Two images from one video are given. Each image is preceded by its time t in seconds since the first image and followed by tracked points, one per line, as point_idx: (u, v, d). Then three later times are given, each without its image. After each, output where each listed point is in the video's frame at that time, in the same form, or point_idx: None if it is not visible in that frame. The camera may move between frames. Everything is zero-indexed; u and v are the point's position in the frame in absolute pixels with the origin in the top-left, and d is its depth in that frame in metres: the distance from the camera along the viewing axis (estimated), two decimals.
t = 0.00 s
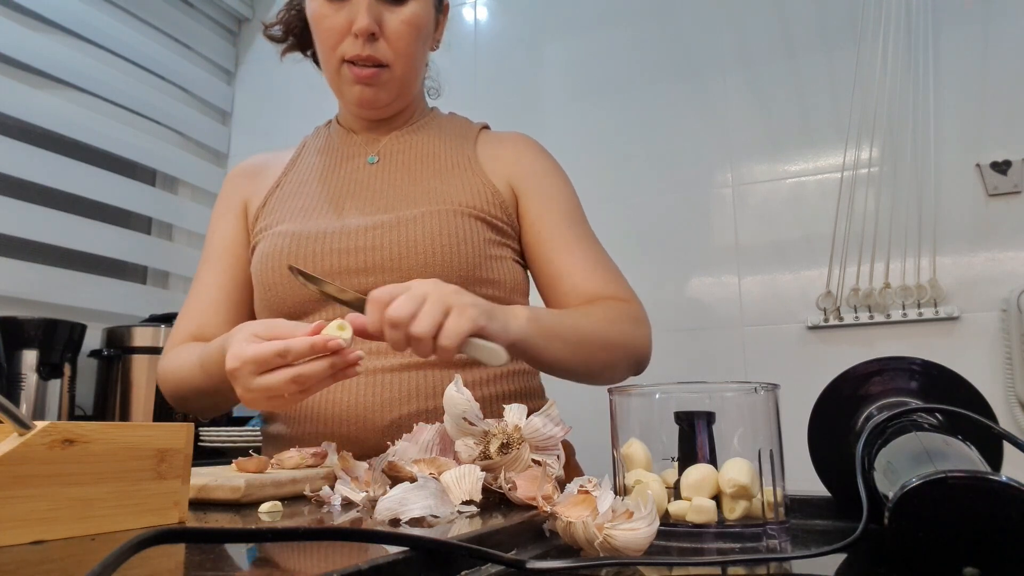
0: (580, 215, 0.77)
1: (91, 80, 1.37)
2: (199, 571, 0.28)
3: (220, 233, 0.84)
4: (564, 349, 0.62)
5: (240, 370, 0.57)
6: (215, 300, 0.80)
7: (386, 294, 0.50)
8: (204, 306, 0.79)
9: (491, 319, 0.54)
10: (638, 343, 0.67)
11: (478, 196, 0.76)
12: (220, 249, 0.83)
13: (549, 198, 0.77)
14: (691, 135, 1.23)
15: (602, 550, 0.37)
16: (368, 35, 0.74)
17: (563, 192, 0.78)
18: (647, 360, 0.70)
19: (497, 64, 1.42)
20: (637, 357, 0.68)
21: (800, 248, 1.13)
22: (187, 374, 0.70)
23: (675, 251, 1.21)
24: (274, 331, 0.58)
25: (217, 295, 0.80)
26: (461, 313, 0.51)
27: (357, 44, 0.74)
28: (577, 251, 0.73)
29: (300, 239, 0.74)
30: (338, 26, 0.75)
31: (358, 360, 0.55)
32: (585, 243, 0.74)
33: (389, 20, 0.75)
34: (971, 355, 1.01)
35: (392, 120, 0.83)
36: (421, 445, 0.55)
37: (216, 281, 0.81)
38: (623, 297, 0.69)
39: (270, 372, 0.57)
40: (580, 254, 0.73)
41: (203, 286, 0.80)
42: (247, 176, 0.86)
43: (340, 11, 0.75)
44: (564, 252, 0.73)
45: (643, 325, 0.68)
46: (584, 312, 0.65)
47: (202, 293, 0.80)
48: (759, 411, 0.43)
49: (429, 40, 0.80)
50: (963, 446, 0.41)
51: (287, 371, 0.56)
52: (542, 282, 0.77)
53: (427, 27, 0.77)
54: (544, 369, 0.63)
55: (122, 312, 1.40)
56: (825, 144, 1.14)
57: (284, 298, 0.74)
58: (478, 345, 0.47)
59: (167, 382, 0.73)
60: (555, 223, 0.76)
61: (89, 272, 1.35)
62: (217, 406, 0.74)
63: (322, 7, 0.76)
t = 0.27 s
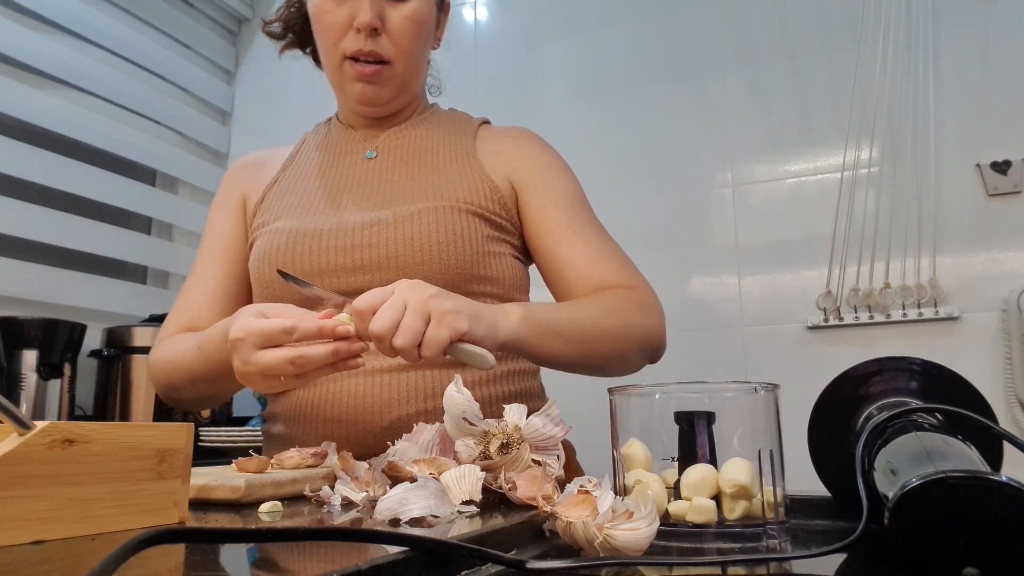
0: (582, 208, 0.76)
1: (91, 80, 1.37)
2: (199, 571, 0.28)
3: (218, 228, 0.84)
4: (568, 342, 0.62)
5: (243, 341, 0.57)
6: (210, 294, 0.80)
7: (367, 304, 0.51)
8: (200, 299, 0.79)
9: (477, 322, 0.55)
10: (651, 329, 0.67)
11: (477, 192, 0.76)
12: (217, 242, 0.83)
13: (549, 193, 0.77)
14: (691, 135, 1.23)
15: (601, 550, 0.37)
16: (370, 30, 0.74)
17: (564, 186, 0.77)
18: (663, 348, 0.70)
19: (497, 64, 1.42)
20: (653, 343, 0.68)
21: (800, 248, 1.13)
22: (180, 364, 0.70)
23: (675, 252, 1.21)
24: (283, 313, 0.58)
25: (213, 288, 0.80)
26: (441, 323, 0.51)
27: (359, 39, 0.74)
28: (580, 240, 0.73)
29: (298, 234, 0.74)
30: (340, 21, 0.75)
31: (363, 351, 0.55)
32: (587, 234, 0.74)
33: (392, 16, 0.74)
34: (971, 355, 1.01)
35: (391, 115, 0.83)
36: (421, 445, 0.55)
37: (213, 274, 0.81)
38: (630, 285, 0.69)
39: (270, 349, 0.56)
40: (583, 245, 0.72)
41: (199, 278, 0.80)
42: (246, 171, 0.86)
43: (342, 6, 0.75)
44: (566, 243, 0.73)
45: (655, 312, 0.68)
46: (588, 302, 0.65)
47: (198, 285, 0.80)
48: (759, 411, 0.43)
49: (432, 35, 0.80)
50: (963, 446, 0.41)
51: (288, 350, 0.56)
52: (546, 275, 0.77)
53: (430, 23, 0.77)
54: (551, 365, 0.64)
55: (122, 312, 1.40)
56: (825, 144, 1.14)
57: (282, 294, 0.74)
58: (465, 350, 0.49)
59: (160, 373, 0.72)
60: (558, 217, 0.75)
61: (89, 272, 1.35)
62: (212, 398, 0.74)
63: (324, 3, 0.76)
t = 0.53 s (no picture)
0: (583, 209, 0.76)
1: (91, 80, 1.37)
2: (198, 571, 0.28)
3: (218, 228, 0.84)
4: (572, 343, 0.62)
5: (238, 321, 0.56)
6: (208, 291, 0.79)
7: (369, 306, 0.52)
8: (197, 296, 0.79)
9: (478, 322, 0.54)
10: (654, 329, 0.67)
11: (477, 194, 0.76)
12: (216, 240, 0.83)
13: (549, 194, 0.76)
14: (691, 135, 1.23)
15: (601, 550, 0.37)
16: (370, 29, 0.74)
17: (565, 187, 0.77)
18: (666, 347, 0.70)
19: (497, 64, 1.42)
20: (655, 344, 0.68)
21: (800, 249, 1.13)
22: (177, 360, 0.70)
23: (675, 252, 1.21)
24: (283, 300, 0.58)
25: (211, 284, 0.80)
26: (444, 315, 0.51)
27: (358, 39, 0.74)
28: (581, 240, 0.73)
29: (298, 236, 0.74)
30: (338, 21, 0.75)
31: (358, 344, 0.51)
32: (588, 236, 0.73)
33: (392, 14, 0.74)
34: (971, 355, 1.01)
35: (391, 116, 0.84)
36: (421, 445, 0.55)
37: (211, 271, 0.81)
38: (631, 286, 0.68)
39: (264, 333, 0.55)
40: (583, 248, 0.72)
41: (197, 274, 0.80)
42: (246, 170, 0.86)
43: (341, 5, 0.75)
44: (566, 245, 0.73)
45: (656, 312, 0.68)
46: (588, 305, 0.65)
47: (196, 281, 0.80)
48: (759, 411, 0.43)
49: (431, 34, 0.80)
50: (963, 446, 0.41)
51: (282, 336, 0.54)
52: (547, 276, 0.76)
53: (429, 22, 0.77)
54: (555, 367, 0.63)
55: (121, 312, 1.40)
56: (825, 144, 1.14)
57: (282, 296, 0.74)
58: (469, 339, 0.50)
59: (158, 370, 0.72)
60: (558, 219, 0.75)
61: (89, 272, 1.35)
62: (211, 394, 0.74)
63: (323, 2, 0.76)
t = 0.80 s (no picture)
0: (585, 207, 0.75)
1: (91, 80, 1.37)
2: (198, 571, 0.28)
3: (220, 227, 0.84)
4: (580, 337, 0.61)
5: (257, 349, 0.55)
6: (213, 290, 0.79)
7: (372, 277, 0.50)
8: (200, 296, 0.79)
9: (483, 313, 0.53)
10: (660, 324, 0.66)
11: (479, 195, 0.76)
12: (219, 238, 0.82)
13: (550, 192, 0.76)
14: (691, 135, 1.23)
15: (602, 550, 0.37)
16: (365, 30, 0.73)
17: (567, 186, 0.76)
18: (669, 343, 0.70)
19: (497, 64, 1.42)
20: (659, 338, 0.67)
21: (800, 249, 1.13)
22: (181, 360, 0.70)
23: (675, 252, 1.21)
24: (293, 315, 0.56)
25: (214, 282, 0.80)
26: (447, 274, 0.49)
27: (354, 41, 0.74)
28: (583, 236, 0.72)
29: (299, 236, 0.74)
30: (334, 24, 0.74)
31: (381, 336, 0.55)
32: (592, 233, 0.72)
33: (387, 14, 0.74)
34: (971, 355, 1.01)
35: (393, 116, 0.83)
36: (421, 445, 0.55)
37: (214, 268, 0.81)
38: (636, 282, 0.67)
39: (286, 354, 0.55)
40: (587, 243, 0.71)
41: (200, 274, 0.80)
42: (249, 168, 0.87)
43: (335, 7, 0.75)
44: (569, 241, 0.72)
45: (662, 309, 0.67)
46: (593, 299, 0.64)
47: (198, 278, 0.80)
48: (759, 411, 0.43)
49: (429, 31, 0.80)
50: (963, 446, 0.41)
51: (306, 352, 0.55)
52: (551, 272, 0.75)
53: (426, 20, 0.76)
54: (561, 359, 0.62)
55: (121, 312, 1.40)
56: (825, 144, 1.14)
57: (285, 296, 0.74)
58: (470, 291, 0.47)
59: (162, 369, 0.72)
60: (562, 217, 0.74)
61: (89, 271, 1.35)
62: (213, 394, 0.74)
63: (317, 6, 0.75)
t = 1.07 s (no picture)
0: (581, 202, 0.74)
1: (90, 80, 1.37)
2: (199, 570, 0.28)
3: (219, 234, 0.84)
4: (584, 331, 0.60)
5: (250, 364, 0.55)
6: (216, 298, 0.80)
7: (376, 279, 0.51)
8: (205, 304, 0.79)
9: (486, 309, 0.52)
10: (663, 317, 0.65)
11: (472, 194, 0.75)
12: (219, 244, 0.83)
13: (543, 189, 0.75)
14: (691, 135, 1.23)
15: (602, 549, 0.37)
16: (361, 34, 0.73)
17: (563, 181, 0.76)
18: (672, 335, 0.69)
19: (497, 64, 1.42)
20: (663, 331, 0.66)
21: (800, 249, 1.13)
22: (184, 366, 0.70)
23: (675, 252, 1.21)
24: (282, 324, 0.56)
25: (217, 289, 0.80)
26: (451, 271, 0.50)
27: (350, 44, 0.74)
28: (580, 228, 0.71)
29: (295, 239, 0.74)
30: (332, 26, 0.75)
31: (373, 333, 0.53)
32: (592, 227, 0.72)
33: (383, 18, 0.74)
34: (971, 355, 1.01)
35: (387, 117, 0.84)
36: (421, 445, 0.55)
37: (215, 274, 0.81)
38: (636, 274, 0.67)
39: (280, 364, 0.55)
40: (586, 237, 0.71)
41: (202, 280, 0.81)
42: (246, 174, 0.87)
43: (331, 12, 0.75)
44: (569, 236, 0.72)
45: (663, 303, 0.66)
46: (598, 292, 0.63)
47: (201, 286, 0.80)
48: (759, 411, 0.43)
49: (425, 35, 0.80)
50: (963, 446, 0.41)
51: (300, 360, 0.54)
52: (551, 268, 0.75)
53: (421, 23, 0.77)
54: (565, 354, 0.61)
55: (121, 312, 1.40)
56: (825, 144, 1.14)
57: (281, 299, 0.74)
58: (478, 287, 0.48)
59: (167, 377, 0.72)
60: (561, 213, 0.73)
61: (89, 271, 1.35)
62: (217, 400, 0.73)
63: (315, 10, 0.76)
